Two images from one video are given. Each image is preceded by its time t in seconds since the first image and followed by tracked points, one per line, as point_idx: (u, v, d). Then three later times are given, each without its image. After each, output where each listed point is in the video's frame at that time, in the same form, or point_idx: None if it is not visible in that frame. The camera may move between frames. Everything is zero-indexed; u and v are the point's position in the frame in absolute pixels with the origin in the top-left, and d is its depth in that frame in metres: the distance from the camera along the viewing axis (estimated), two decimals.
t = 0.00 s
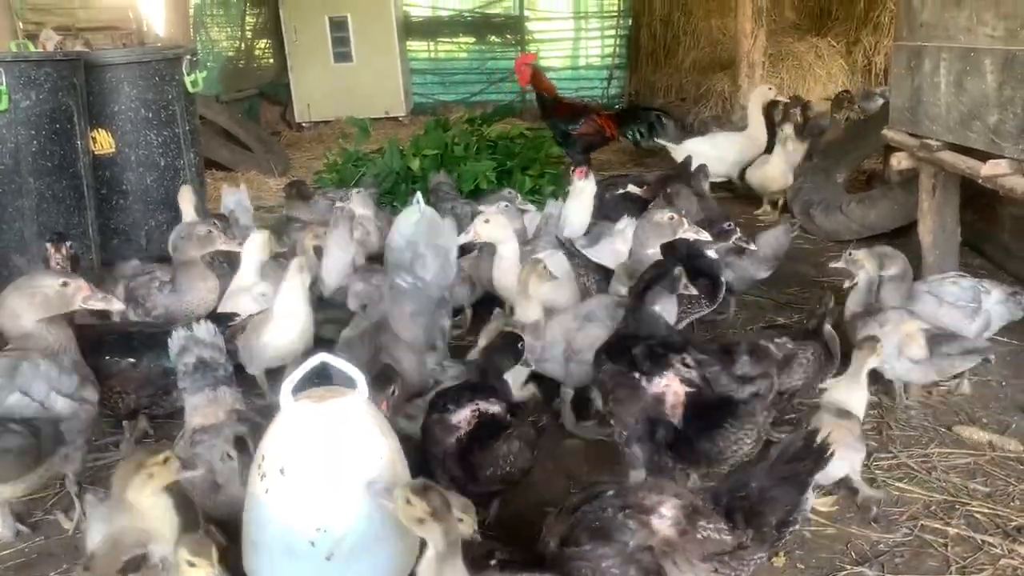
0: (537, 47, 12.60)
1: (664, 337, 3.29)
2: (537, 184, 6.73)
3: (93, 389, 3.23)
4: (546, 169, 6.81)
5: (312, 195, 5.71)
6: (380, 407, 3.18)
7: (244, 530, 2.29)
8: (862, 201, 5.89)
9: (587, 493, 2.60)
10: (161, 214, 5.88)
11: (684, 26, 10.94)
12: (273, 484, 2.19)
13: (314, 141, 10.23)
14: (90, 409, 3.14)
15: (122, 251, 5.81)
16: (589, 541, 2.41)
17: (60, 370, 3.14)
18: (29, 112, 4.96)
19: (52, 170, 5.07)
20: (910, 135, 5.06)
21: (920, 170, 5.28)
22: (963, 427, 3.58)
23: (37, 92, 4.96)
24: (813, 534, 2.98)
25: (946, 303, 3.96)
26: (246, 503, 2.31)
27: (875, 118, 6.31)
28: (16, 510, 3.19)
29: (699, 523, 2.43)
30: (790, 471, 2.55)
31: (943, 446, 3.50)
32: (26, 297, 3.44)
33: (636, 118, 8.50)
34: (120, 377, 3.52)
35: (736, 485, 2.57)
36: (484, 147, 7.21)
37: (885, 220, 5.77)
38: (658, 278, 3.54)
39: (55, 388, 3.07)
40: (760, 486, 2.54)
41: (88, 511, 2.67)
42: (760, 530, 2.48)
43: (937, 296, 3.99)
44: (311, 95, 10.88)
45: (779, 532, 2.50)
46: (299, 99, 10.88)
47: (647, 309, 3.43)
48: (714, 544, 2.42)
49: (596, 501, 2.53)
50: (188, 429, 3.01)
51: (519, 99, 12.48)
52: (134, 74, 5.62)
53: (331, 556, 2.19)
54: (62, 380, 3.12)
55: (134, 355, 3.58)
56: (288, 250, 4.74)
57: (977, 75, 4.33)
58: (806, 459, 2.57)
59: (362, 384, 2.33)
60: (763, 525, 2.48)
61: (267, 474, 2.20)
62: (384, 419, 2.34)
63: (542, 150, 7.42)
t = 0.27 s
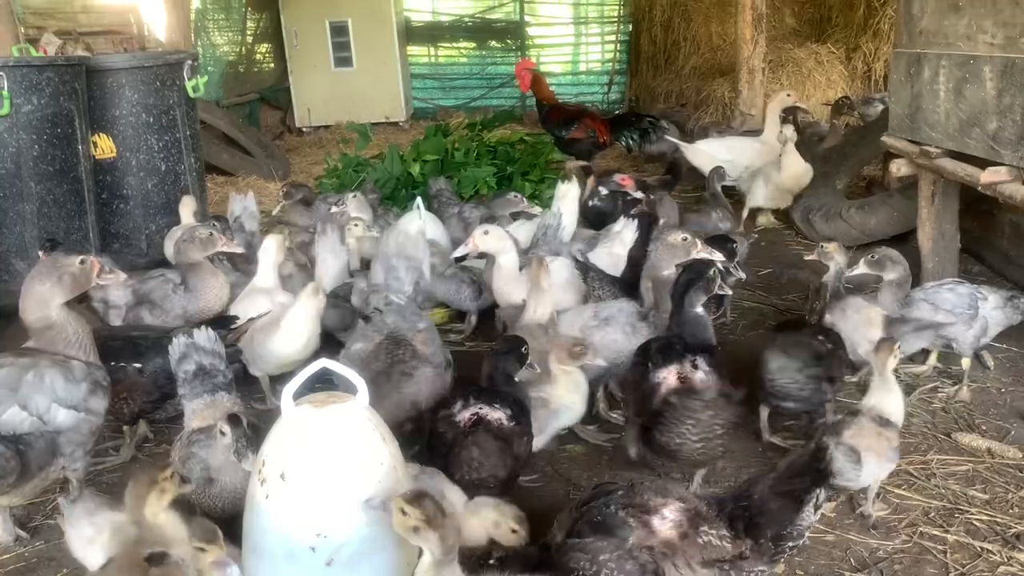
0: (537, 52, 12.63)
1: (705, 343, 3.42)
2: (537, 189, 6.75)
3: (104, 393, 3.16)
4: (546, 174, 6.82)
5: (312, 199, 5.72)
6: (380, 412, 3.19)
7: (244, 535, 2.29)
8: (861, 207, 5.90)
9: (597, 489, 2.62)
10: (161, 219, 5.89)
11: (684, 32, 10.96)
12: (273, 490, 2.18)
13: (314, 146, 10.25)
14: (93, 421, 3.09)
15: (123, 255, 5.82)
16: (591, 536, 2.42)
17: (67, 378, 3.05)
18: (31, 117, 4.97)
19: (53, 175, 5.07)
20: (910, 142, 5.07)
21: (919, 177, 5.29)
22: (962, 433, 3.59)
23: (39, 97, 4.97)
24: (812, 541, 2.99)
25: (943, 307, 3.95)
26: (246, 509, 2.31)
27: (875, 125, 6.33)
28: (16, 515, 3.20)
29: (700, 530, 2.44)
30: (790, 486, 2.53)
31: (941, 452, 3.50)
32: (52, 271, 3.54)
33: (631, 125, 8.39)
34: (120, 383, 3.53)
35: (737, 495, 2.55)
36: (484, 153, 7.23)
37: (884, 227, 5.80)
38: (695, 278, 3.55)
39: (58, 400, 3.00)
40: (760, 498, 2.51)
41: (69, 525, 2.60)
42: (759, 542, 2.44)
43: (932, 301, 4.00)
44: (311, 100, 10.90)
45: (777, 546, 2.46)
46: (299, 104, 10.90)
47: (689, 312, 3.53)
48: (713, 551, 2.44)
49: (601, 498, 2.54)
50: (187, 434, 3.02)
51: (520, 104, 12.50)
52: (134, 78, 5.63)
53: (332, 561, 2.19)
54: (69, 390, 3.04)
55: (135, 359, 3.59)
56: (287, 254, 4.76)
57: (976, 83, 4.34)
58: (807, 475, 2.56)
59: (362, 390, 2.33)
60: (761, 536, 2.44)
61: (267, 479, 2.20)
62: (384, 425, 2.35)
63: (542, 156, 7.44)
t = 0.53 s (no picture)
0: (536, 53, 12.65)
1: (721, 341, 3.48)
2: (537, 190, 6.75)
3: (101, 395, 3.16)
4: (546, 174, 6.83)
5: (312, 200, 5.73)
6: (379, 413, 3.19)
7: (242, 536, 2.29)
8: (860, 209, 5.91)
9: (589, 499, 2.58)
10: (161, 220, 5.90)
11: (684, 33, 10.97)
12: (271, 491, 2.19)
13: (314, 146, 10.26)
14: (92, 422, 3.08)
15: (123, 256, 5.83)
16: (593, 546, 2.37)
17: (65, 383, 3.05)
18: (30, 117, 4.97)
19: (52, 176, 5.08)
20: (908, 143, 5.08)
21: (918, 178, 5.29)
22: (960, 434, 3.59)
23: (38, 97, 4.97)
24: (811, 541, 2.99)
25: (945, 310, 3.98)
26: (244, 509, 2.31)
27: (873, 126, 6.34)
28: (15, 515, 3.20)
29: (700, 528, 2.43)
30: (783, 475, 2.57)
31: (939, 453, 3.51)
32: (55, 261, 3.55)
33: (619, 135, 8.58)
34: (120, 384, 3.53)
35: (733, 489, 2.59)
36: (484, 154, 7.24)
37: (882, 228, 5.80)
38: (710, 278, 3.61)
39: (54, 407, 2.99)
40: (755, 489, 2.56)
41: (55, 543, 2.58)
42: (759, 533, 2.49)
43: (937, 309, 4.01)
44: (311, 101, 10.92)
45: (776, 535, 2.52)
46: (298, 105, 10.92)
47: (703, 311, 3.58)
48: (714, 548, 2.43)
49: (595, 508, 2.49)
50: (186, 434, 3.02)
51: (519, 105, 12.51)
52: (134, 79, 5.63)
53: (330, 562, 2.20)
54: (67, 396, 3.04)
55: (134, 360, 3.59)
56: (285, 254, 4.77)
57: (975, 84, 4.35)
58: (800, 463, 2.60)
59: (360, 391, 2.34)
60: (761, 527, 2.49)
61: (266, 480, 2.20)
62: (382, 425, 2.35)
63: (542, 157, 7.44)
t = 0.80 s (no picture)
0: (535, 54, 12.66)
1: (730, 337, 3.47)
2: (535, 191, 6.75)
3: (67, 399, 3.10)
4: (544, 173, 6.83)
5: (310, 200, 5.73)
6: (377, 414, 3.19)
7: (240, 537, 2.30)
8: (858, 209, 5.91)
9: (587, 503, 2.57)
10: (159, 220, 5.89)
11: (682, 33, 10.98)
12: (268, 492, 2.19)
13: (312, 147, 10.26)
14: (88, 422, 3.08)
15: (121, 257, 5.83)
16: (592, 550, 2.40)
17: (26, 386, 2.99)
18: (28, 118, 4.97)
19: (50, 176, 5.07)
20: (906, 144, 5.09)
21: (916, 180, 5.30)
22: (957, 435, 3.60)
23: (36, 98, 4.97)
24: (808, 543, 2.99)
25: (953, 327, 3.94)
26: (241, 510, 2.31)
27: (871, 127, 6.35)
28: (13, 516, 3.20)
29: (699, 533, 2.44)
30: (780, 481, 2.55)
31: (936, 453, 3.51)
32: (44, 272, 3.57)
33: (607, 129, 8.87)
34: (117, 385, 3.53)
35: (731, 494, 2.57)
36: (483, 154, 7.24)
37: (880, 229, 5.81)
38: (727, 268, 3.59)
39: (11, 411, 2.93)
40: (755, 494, 2.55)
41: (43, 556, 2.56)
42: (756, 539, 2.49)
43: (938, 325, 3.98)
44: (310, 101, 10.92)
45: (775, 542, 2.52)
46: (296, 105, 10.92)
47: (717, 300, 3.56)
48: (711, 553, 2.44)
49: (593, 511, 2.49)
50: (184, 434, 3.02)
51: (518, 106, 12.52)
52: (131, 80, 5.63)
53: (327, 563, 2.20)
54: (29, 399, 2.98)
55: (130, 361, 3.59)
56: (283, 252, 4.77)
57: (972, 85, 4.35)
58: (798, 468, 2.57)
59: (358, 392, 2.34)
60: (758, 533, 2.49)
61: (263, 481, 2.20)
62: (380, 427, 2.35)
63: (541, 157, 7.44)
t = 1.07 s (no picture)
0: (533, 54, 12.67)
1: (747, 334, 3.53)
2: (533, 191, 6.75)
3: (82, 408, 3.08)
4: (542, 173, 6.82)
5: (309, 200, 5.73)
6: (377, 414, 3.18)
7: (238, 537, 2.29)
8: (856, 209, 5.90)
9: (592, 501, 2.57)
10: (158, 220, 5.89)
11: (680, 33, 10.99)
12: (267, 492, 2.18)
13: (311, 147, 10.26)
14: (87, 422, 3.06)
15: (118, 256, 5.83)
16: (595, 548, 2.40)
17: (44, 397, 2.97)
18: (26, 118, 4.96)
19: (48, 176, 5.07)
20: (904, 145, 5.09)
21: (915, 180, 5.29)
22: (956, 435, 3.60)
23: (34, 98, 4.96)
24: (808, 543, 2.99)
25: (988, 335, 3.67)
26: (239, 510, 2.31)
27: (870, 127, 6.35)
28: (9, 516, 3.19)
29: (703, 534, 2.43)
30: (788, 484, 2.54)
31: (935, 453, 3.52)
32: (47, 283, 3.43)
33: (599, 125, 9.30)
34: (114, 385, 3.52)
35: (737, 496, 2.54)
36: (481, 154, 7.24)
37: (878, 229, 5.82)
38: (751, 262, 3.61)
39: (28, 417, 2.91)
40: (760, 497, 2.52)
41: (42, 551, 2.57)
42: (762, 542, 2.45)
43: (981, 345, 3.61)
44: (309, 101, 10.91)
45: (780, 544, 2.48)
46: (294, 104, 10.91)
47: (739, 297, 3.60)
48: (716, 555, 2.42)
49: (598, 510, 2.50)
50: (181, 434, 3.02)
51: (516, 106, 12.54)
52: (129, 79, 5.63)
53: (326, 563, 2.19)
54: (46, 409, 2.96)
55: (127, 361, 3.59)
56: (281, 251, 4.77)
57: (971, 86, 4.35)
58: (805, 472, 2.55)
59: (357, 392, 2.33)
60: (765, 536, 2.46)
61: (261, 482, 2.19)
62: (379, 426, 2.34)
63: (540, 156, 7.44)
